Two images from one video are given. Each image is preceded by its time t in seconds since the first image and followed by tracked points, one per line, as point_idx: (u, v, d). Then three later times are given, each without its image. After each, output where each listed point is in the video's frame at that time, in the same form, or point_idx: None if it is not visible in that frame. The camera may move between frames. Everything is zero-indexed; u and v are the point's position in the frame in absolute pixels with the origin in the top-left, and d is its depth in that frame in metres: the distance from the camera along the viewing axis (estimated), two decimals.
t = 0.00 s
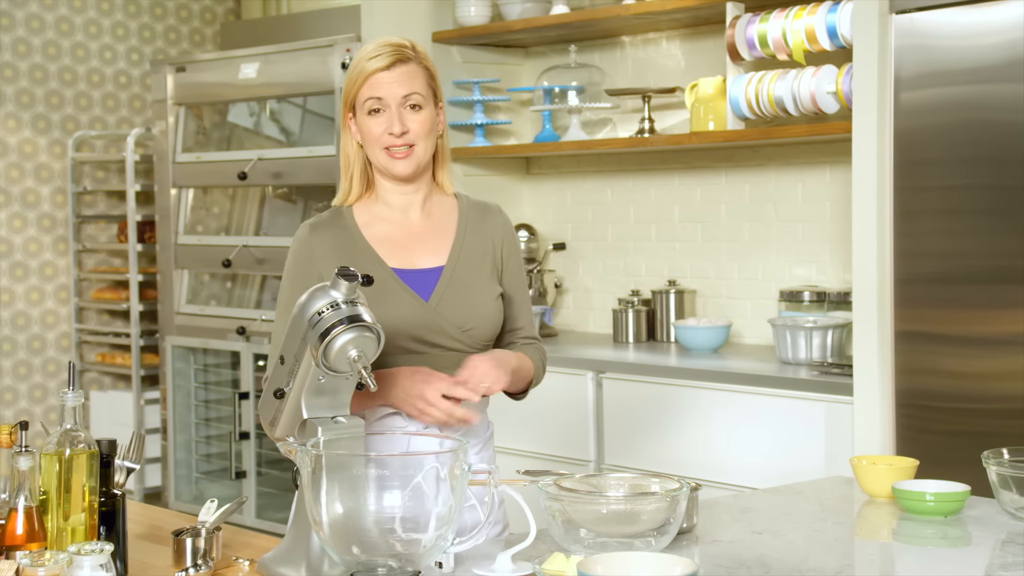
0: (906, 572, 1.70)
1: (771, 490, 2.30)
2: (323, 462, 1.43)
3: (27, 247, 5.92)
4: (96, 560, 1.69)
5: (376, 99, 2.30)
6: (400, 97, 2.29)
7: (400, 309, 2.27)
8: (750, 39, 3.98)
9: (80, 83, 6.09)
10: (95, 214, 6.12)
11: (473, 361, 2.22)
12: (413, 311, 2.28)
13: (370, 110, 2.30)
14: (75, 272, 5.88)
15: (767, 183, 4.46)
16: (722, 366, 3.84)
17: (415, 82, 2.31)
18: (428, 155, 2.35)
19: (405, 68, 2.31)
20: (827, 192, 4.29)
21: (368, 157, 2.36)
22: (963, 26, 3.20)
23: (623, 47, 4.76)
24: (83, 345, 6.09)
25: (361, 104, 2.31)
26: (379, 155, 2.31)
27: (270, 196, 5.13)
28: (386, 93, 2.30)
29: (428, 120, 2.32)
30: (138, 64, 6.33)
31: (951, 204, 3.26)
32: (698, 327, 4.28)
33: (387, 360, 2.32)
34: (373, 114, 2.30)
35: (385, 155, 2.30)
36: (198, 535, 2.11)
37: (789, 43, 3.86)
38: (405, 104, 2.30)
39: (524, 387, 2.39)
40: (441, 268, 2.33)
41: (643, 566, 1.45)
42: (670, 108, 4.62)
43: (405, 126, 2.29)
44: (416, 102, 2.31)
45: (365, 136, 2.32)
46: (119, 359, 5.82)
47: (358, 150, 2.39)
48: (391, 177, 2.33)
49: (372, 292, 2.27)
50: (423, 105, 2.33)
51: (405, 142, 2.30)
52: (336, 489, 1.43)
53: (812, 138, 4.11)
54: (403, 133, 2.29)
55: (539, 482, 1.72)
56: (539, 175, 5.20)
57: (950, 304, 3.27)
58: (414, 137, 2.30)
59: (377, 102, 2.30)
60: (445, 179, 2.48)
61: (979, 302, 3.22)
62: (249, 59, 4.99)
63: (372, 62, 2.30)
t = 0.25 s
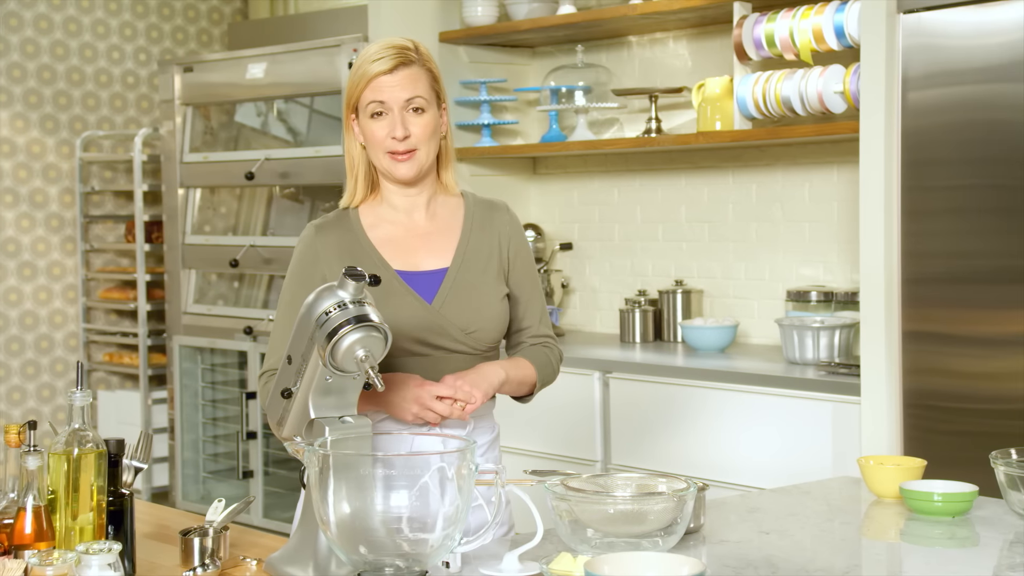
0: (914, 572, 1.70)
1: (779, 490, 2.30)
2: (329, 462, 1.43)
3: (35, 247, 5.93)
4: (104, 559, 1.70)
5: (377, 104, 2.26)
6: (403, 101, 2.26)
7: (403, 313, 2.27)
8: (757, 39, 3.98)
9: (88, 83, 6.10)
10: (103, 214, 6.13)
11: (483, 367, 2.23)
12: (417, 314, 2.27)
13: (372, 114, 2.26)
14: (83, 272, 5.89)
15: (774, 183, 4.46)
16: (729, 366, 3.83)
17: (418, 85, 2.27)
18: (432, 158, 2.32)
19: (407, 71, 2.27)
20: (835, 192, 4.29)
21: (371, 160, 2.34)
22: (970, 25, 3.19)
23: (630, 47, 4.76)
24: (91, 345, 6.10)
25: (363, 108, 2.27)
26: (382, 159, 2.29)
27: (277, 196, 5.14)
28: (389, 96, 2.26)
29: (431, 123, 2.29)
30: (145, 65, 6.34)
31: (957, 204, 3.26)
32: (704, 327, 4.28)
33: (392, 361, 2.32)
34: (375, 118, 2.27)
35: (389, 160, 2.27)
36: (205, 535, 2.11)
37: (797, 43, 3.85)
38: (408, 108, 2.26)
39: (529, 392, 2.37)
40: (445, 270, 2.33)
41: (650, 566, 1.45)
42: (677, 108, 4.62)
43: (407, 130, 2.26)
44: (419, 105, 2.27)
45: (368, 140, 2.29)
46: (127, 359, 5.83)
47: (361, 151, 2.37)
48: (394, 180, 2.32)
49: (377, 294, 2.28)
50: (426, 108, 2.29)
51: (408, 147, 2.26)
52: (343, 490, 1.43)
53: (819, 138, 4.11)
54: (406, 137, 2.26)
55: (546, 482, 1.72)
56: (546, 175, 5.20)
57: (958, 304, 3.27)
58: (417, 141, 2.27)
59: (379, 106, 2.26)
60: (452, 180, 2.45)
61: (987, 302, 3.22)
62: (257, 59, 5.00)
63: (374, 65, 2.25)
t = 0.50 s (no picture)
0: (921, 573, 1.69)
1: (785, 490, 2.30)
2: (337, 462, 1.43)
3: (42, 247, 5.94)
4: (111, 559, 1.69)
5: (378, 108, 2.24)
6: (403, 105, 2.24)
7: (406, 315, 2.27)
8: (764, 39, 3.97)
9: (95, 83, 6.11)
10: (110, 213, 6.14)
11: (500, 363, 2.25)
12: (420, 317, 2.28)
13: (372, 119, 2.24)
14: (89, 272, 5.90)
15: (780, 183, 4.45)
16: (736, 366, 3.83)
17: (418, 89, 2.25)
18: (433, 161, 2.30)
19: (408, 75, 2.25)
20: (841, 192, 4.28)
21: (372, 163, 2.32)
22: (978, 25, 3.18)
23: (636, 47, 4.76)
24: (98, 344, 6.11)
25: (363, 112, 2.25)
26: (383, 163, 2.27)
27: (283, 196, 5.14)
28: (389, 100, 2.24)
29: (431, 127, 2.27)
30: (152, 65, 6.35)
31: (964, 204, 3.25)
32: (711, 327, 4.27)
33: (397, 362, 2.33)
34: (375, 121, 2.25)
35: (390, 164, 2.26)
36: (211, 535, 2.10)
37: (803, 43, 3.85)
38: (408, 113, 2.24)
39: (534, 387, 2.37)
40: (448, 272, 2.33)
41: (657, 566, 1.44)
42: (684, 108, 4.61)
43: (408, 134, 2.24)
44: (420, 109, 2.26)
45: (369, 144, 2.27)
46: (134, 358, 5.84)
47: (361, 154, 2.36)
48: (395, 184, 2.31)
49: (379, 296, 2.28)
50: (427, 112, 2.27)
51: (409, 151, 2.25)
52: (350, 489, 1.43)
53: (825, 138, 4.10)
54: (406, 142, 2.24)
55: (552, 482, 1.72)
56: (552, 175, 5.21)
57: (965, 304, 3.26)
58: (418, 145, 2.25)
59: (380, 110, 2.24)
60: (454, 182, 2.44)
61: (994, 302, 3.21)
62: (263, 59, 5.00)
63: (374, 69, 2.23)
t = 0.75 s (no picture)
0: (928, 572, 1.69)
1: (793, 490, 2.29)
2: (342, 461, 1.44)
3: (49, 247, 5.96)
4: (118, 558, 1.70)
5: (377, 104, 2.24)
6: (403, 101, 2.24)
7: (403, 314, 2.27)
8: (770, 38, 3.97)
9: (102, 83, 6.12)
10: (117, 213, 6.15)
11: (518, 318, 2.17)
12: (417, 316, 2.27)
13: (372, 115, 2.24)
14: (96, 271, 5.91)
15: (787, 182, 4.45)
16: (743, 366, 3.82)
17: (418, 86, 2.25)
18: (432, 159, 2.30)
19: (407, 71, 2.25)
20: (847, 191, 4.27)
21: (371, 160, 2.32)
22: (984, 24, 3.18)
23: (642, 47, 4.76)
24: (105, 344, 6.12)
25: (362, 108, 2.25)
26: (382, 160, 2.26)
27: (290, 196, 5.15)
28: (389, 96, 2.24)
29: (431, 123, 2.27)
30: (159, 65, 6.36)
31: (970, 204, 3.24)
32: (717, 327, 4.26)
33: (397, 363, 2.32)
34: (375, 117, 2.25)
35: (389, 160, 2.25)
36: (219, 534, 2.10)
37: (810, 43, 3.84)
38: (408, 110, 2.24)
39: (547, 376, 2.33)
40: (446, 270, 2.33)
41: (663, 566, 1.44)
42: (690, 108, 4.61)
43: (407, 130, 2.24)
44: (419, 105, 2.26)
45: (368, 140, 2.27)
46: (140, 358, 5.85)
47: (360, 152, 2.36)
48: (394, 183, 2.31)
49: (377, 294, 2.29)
50: (427, 109, 2.27)
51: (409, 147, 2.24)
52: (355, 489, 1.43)
53: (831, 137, 4.09)
54: (406, 138, 2.24)
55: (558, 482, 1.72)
56: (558, 175, 5.20)
57: (972, 305, 3.25)
58: (418, 142, 2.25)
59: (379, 106, 2.24)
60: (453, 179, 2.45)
61: (1000, 302, 3.20)
62: (270, 59, 5.01)
63: (374, 65, 2.24)
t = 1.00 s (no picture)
0: (935, 572, 1.69)
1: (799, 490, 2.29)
2: (350, 461, 1.44)
3: (57, 246, 5.97)
4: (126, 557, 1.70)
5: (382, 97, 2.24)
6: (407, 94, 2.24)
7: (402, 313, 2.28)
8: (777, 38, 3.96)
9: (109, 83, 6.13)
10: (124, 213, 6.16)
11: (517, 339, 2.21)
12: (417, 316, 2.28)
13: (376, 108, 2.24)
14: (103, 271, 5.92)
15: (793, 182, 4.44)
16: (750, 366, 3.82)
17: (423, 79, 2.25)
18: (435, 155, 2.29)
19: (412, 64, 2.25)
20: (854, 191, 4.27)
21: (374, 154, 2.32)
22: (991, 24, 3.17)
23: (648, 47, 4.76)
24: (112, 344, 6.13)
25: (366, 101, 2.25)
26: (386, 154, 2.25)
27: (296, 196, 5.15)
28: (393, 89, 2.24)
29: (435, 118, 2.27)
30: (166, 65, 6.37)
31: (977, 204, 3.24)
32: (724, 327, 4.26)
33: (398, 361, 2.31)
34: (379, 110, 2.25)
35: (392, 155, 2.24)
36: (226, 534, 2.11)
37: (817, 42, 3.83)
38: (412, 103, 2.24)
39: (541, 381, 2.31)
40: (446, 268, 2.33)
41: (669, 566, 1.44)
42: (696, 107, 4.60)
43: (411, 124, 2.24)
44: (424, 99, 2.26)
45: (371, 134, 2.26)
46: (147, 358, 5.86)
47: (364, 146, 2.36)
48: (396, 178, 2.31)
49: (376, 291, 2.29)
50: (431, 103, 2.27)
51: (412, 141, 2.24)
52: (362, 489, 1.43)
53: (837, 137, 4.09)
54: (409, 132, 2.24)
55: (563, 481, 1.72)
56: (564, 174, 5.20)
57: (979, 305, 3.25)
58: (421, 136, 2.25)
59: (384, 99, 2.24)
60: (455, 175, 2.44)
61: (1007, 302, 3.19)
62: (277, 59, 5.01)
63: (379, 58, 2.24)
